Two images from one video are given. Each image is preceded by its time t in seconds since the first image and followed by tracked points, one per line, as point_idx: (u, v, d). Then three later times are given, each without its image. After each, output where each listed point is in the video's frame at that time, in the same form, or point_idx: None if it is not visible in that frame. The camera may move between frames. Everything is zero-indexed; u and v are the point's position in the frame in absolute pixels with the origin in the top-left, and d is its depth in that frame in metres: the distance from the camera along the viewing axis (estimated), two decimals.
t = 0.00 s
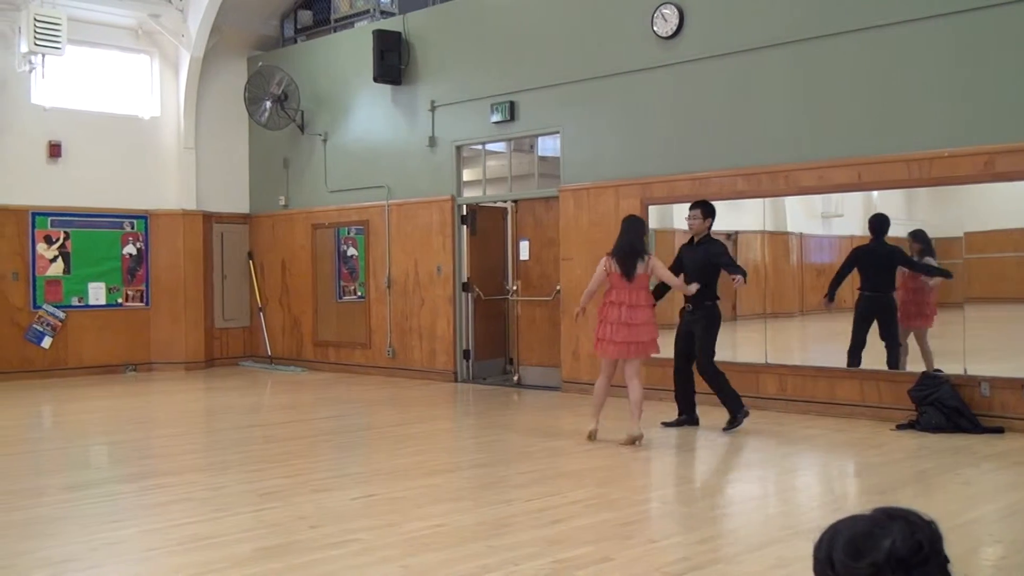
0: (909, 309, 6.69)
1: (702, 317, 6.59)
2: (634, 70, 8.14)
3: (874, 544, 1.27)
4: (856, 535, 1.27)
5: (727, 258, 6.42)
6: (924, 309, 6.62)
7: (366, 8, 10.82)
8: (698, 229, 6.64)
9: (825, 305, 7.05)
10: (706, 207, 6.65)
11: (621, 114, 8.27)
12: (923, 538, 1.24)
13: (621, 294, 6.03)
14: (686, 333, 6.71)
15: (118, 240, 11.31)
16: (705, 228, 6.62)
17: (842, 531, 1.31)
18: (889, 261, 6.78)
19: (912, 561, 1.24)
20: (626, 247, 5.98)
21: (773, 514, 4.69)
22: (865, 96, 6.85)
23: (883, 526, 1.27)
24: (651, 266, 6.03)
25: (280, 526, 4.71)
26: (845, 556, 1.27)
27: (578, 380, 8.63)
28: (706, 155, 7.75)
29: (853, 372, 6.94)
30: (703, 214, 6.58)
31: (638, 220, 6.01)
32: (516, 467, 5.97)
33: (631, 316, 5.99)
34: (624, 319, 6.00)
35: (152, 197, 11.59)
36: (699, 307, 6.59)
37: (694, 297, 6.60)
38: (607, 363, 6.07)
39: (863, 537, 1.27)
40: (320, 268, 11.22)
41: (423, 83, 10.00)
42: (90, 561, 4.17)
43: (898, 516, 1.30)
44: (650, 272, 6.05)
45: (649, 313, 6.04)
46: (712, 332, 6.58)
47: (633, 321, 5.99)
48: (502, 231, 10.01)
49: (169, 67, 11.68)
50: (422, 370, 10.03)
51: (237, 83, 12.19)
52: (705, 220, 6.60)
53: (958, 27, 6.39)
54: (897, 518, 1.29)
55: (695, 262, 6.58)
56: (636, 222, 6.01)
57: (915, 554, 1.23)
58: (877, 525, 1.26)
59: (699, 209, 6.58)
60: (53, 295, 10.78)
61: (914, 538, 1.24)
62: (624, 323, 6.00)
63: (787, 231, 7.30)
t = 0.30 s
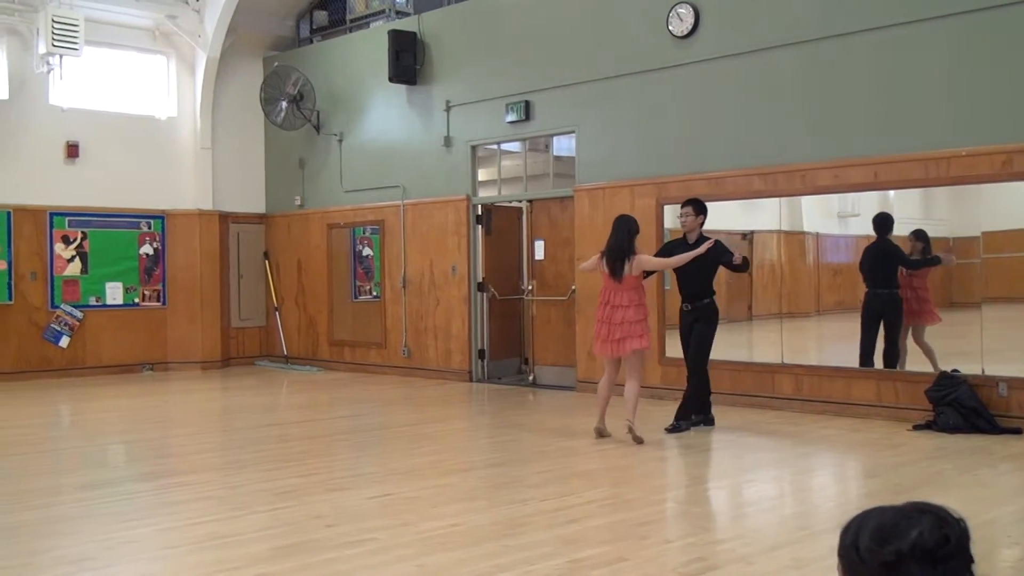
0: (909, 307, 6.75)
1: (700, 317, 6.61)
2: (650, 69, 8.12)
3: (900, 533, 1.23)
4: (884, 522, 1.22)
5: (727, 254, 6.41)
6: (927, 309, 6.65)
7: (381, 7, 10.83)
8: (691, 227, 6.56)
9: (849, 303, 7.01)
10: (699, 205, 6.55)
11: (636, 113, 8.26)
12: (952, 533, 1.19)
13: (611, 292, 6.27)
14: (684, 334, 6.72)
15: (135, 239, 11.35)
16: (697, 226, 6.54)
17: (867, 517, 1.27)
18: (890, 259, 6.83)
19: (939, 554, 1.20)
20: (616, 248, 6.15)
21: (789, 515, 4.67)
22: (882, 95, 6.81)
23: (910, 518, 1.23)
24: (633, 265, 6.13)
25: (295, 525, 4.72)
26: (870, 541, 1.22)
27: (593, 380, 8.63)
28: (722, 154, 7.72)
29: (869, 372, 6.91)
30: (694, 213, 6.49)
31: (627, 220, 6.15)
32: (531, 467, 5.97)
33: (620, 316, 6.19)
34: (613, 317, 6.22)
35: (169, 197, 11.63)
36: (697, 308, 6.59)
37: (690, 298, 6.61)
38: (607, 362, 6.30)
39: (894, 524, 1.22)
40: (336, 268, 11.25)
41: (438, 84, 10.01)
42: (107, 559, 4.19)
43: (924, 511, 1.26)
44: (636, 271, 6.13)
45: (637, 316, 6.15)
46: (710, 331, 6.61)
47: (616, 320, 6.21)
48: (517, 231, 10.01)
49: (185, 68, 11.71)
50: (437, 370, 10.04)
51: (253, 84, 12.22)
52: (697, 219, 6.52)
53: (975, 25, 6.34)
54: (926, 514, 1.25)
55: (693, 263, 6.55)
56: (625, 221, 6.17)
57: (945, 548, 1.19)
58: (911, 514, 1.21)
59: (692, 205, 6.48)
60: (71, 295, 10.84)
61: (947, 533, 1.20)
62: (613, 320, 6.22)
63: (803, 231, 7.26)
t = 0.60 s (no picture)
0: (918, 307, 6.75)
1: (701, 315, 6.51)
2: (666, 68, 8.11)
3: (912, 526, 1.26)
4: (894, 515, 1.26)
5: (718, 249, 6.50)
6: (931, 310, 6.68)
7: (398, 8, 10.85)
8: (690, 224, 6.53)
9: (867, 303, 6.98)
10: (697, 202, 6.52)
11: (652, 112, 8.24)
12: (958, 526, 1.22)
13: (612, 290, 6.37)
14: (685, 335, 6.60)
15: (153, 239, 11.42)
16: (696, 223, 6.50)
17: (881, 512, 1.31)
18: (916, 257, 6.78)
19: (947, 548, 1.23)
20: (618, 246, 6.28)
21: (806, 515, 4.65)
22: (900, 94, 6.78)
23: (919, 510, 1.26)
24: (633, 262, 6.25)
25: (312, 524, 4.74)
26: (878, 532, 1.26)
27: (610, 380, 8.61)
28: (738, 153, 7.70)
29: (887, 372, 6.87)
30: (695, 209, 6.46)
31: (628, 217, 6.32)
32: (547, 467, 5.96)
33: (622, 313, 6.28)
34: (616, 314, 6.31)
35: (187, 197, 11.69)
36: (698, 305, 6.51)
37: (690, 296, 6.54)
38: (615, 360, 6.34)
39: (902, 517, 1.25)
40: (353, 268, 11.27)
41: (454, 83, 10.02)
42: (125, 557, 4.21)
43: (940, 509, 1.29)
44: (636, 269, 6.26)
45: (638, 310, 6.25)
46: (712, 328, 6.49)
47: (617, 317, 6.29)
48: (534, 231, 10.01)
49: (203, 68, 11.76)
50: (453, 370, 10.05)
51: (270, 84, 12.27)
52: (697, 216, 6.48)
53: (995, 23, 6.29)
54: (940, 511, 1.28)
55: (691, 260, 6.50)
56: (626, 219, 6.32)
57: (951, 542, 1.22)
58: (918, 507, 1.25)
59: (691, 204, 6.45)
60: (90, 295, 10.92)
61: (956, 526, 1.23)
62: (616, 317, 6.31)
63: (820, 231, 7.25)
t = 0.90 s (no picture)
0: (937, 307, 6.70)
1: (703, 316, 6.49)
2: (681, 68, 8.10)
3: (932, 523, 1.32)
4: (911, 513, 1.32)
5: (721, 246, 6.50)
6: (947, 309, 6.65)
7: (414, 8, 10.87)
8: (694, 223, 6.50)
9: (884, 302, 6.95)
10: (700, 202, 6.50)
11: (668, 112, 8.24)
12: (979, 522, 1.28)
13: (626, 290, 6.37)
14: (685, 334, 6.60)
15: (170, 239, 11.47)
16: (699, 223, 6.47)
17: (899, 512, 1.37)
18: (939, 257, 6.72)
19: (970, 541, 1.28)
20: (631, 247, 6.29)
21: (824, 516, 4.64)
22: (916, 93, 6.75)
23: (940, 508, 1.32)
24: (646, 262, 6.25)
25: (329, 523, 4.75)
26: (898, 529, 1.32)
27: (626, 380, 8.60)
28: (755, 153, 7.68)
29: (905, 372, 6.84)
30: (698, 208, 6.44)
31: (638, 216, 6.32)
32: (564, 467, 5.96)
33: (637, 312, 6.28)
34: (632, 313, 6.31)
35: (204, 197, 11.73)
36: (698, 306, 6.48)
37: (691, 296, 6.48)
38: (628, 360, 6.37)
39: (917, 514, 1.31)
40: (368, 268, 11.30)
41: (470, 83, 10.03)
42: (144, 555, 4.23)
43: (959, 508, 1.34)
44: (650, 268, 6.25)
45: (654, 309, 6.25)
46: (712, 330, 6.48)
47: (632, 316, 6.30)
48: (550, 230, 10.01)
49: (220, 69, 11.81)
50: (469, 370, 10.06)
51: (287, 85, 12.30)
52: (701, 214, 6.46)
53: (1013, 21, 6.26)
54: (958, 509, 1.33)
55: (693, 260, 6.45)
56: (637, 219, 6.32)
57: (968, 535, 1.28)
58: (934, 504, 1.30)
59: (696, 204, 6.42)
60: (108, 295, 10.98)
61: (970, 521, 1.28)
62: (631, 317, 6.31)
63: (837, 231, 7.22)
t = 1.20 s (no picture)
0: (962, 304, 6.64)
1: (705, 320, 6.30)
2: (697, 67, 8.09)
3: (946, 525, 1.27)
4: (924, 516, 1.28)
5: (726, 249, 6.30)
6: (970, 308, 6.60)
7: (429, 8, 10.89)
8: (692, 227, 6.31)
9: (902, 302, 6.94)
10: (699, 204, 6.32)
11: (683, 111, 8.22)
12: (993, 523, 1.23)
13: (636, 290, 6.33)
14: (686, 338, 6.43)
15: (187, 239, 11.52)
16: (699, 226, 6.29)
17: (914, 514, 1.32)
18: (958, 260, 6.69)
19: (988, 542, 1.24)
20: (642, 249, 6.23)
21: (840, 517, 4.62)
22: (934, 91, 6.71)
23: (954, 509, 1.27)
24: (659, 262, 6.20)
25: (344, 522, 4.76)
26: (911, 533, 1.28)
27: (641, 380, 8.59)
28: (771, 152, 7.66)
29: (923, 372, 6.81)
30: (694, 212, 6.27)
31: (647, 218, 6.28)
32: (579, 467, 5.95)
33: (644, 314, 6.23)
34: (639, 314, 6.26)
35: (220, 197, 11.78)
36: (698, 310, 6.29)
37: (693, 300, 6.30)
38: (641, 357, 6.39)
39: (929, 518, 1.27)
40: (384, 267, 11.32)
41: (485, 83, 10.03)
42: (161, 554, 4.25)
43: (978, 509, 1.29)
44: (663, 268, 6.20)
45: (660, 310, 6.20)
46: (712, 335, 6.29)
47: (639, 317, 6.25)
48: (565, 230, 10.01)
49: (237, 69, 11.86)
50: (485, 370, 10.07)
51: (302, 85, 12.35)
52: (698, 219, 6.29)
53: None
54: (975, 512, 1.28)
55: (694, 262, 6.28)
56: (645, 221, 6.26)
57: (985, 536, 1.23)
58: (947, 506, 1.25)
59: (692, 208, 6.24)
60: (125, 294, 11.03)
61: (986, 522, 1.23)
62: (638, 318, 6.27)
63: (854, 230, 7.20)
